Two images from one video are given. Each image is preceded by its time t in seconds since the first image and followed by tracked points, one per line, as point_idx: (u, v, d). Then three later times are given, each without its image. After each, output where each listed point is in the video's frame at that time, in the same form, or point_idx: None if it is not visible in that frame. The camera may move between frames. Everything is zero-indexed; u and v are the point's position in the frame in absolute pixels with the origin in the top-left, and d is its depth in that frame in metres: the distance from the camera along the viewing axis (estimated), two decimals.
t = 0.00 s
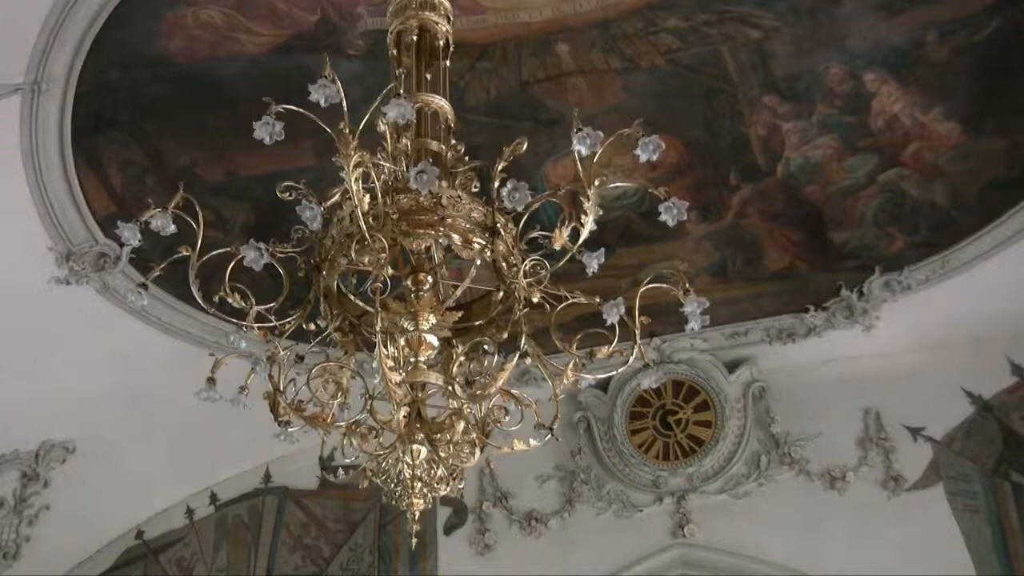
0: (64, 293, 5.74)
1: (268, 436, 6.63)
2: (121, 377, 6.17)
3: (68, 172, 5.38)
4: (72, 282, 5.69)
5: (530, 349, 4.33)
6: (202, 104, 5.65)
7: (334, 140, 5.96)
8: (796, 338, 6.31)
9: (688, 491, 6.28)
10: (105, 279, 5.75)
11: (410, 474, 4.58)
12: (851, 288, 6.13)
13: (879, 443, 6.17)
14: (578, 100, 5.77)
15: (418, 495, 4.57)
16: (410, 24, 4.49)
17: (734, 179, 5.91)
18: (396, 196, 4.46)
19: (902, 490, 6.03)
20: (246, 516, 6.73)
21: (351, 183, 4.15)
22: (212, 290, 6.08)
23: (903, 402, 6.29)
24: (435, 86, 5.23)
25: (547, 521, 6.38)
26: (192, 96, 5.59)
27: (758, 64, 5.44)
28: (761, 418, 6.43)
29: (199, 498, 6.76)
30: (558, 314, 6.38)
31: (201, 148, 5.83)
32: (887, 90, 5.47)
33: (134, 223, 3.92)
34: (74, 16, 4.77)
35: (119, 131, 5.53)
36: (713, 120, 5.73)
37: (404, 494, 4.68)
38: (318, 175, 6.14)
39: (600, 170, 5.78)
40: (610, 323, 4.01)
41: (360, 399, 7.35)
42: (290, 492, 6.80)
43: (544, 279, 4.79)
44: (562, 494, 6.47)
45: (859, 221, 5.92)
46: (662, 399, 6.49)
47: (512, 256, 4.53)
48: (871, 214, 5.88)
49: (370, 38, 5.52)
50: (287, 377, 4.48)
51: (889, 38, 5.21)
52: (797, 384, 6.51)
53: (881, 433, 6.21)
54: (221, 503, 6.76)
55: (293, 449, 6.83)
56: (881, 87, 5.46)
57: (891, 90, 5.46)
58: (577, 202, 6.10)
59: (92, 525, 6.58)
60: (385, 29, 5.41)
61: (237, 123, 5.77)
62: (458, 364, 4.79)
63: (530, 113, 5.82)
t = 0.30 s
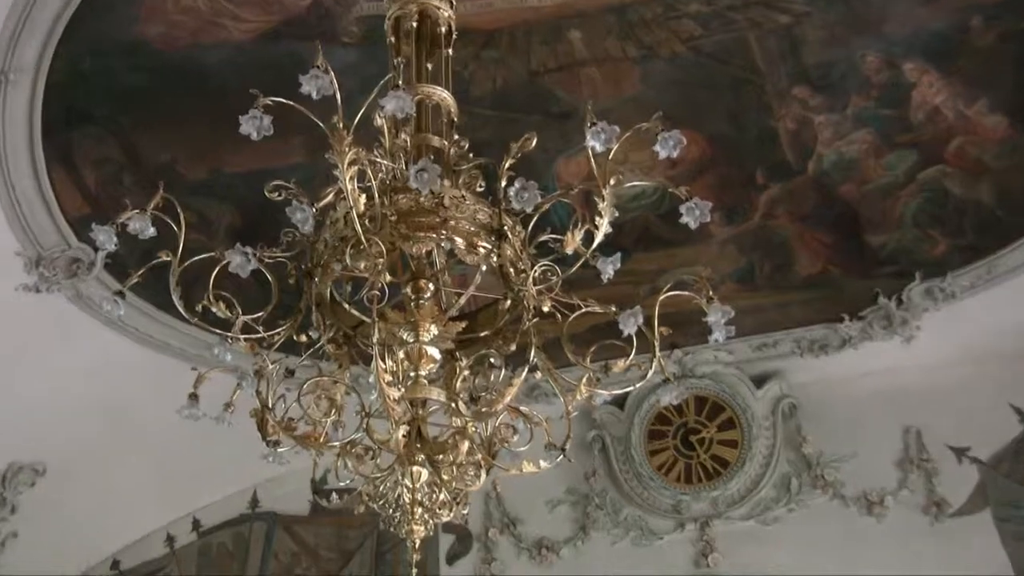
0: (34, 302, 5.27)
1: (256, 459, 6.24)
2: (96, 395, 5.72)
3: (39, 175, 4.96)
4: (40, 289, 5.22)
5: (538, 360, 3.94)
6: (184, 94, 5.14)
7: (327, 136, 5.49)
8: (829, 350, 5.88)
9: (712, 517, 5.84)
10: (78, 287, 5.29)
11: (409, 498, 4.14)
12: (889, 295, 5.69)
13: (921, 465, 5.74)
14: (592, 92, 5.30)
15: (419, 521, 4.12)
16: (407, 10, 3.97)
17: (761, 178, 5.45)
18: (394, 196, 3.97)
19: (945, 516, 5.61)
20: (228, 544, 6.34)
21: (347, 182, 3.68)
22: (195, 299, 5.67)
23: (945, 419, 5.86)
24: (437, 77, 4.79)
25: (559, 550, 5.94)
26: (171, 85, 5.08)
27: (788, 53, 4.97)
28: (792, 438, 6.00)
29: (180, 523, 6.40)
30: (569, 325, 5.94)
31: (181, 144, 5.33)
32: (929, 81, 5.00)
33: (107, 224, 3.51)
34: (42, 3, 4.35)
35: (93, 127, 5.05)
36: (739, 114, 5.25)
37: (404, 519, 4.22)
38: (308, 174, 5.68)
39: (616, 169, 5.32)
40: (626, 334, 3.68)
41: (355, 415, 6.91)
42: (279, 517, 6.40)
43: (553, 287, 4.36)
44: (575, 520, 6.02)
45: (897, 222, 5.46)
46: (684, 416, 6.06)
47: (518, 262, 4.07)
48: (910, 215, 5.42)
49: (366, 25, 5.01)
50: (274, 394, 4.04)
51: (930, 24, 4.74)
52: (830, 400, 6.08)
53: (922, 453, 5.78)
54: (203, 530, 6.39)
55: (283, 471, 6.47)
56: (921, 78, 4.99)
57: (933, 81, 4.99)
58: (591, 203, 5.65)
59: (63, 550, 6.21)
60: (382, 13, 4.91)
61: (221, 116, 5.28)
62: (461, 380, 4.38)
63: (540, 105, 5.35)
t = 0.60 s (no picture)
0: None
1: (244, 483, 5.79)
2: (69, 413, 5.28)
3: (5, 175, 4.57)
4: (6, 298, 4.77)
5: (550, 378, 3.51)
6: (159, 88, 4.67)
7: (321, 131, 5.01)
8: (866, 365, 5.47)
9: (741, 546, 5.50)
10: (48, 296, 4.84)
11: (409, 526, 3.67)
12: (933, 304, 5.26)
13: (968, 489, 5.38)
14: (609, 82, 4.82)
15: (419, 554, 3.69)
16: None
17: (792, 176, 5.01)
18: (393, 196, 3.53)
19: (996, 545, 5.25)
20: None
21: (341, 182, 3.23)
22: (176, 309, 5.24)
23: (993, 438, 5.49)
24: (440, 66, 4.34)
25: None
26: (145, 79, 4.62)
27: (824, 39, 4.51)
28: (826, 459, 5.64)
29: (160, 554, 5.93)
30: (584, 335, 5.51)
31: (160, 142, 4.88)
32: (977, 70, 4.54)
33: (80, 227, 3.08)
34: None
35: (63, 122, 4.61)
36: (768, 106, 4.80)
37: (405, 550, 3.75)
38: (300, 173, 5.20)
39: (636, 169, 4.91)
40: (646, 348, 3.18)
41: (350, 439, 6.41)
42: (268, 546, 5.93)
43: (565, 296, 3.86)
44: (590, 550, 5.69)
45: (942, 224, 5.02)
46: (710, 436, 5.70)
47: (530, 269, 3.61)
48: (957, 216, 4.98)
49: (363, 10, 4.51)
50: (263, 413, 3.59)
51: (977, 8, 4.29)
52: (869, 417, 5.69)
53: (969, 476, 5.42)
54: (184, 562, 5.91)
55: (273, 497, 6.01)
56: (968, 67, 4.53)
57: (981, 70, 4.54)
58: (607, 203, 5.21)
59: None
60: None
61: (203, 109, 4.81)
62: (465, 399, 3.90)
63: (552, 98, 4.89)
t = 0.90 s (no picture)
0: None
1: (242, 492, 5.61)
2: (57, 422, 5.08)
3: None
4: None
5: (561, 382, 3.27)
6: (146, 82, 4.40)
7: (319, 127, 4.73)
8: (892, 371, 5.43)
9: (761, 560, 5.41)
10: (37, 299, 4.68)
11: (412, 542, 3.47)
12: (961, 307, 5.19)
13: (998, 501, 5.28)
14: (621, 75, 4.57)
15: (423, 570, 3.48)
16: None
17: (813, 172, 4.79)
18: (394, 195, 3.30)
19: None
20: None
21: (340, 181, 3.00)
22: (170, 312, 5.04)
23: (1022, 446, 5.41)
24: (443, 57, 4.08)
25: None
26: (128, 73, 4.36)
27: (849, 30, 4.24)
28: (849, 469, 5.54)
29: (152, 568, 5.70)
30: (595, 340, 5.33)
31: (151, 138, 4.62)
32: (1008, 62, 4.28)
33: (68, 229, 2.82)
34: None
35: (49, 118, 4.38)
36: (788, 100, 4.55)
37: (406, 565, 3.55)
38: (297, 170, 4.94)
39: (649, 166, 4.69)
40: (658, 353, 3.01)
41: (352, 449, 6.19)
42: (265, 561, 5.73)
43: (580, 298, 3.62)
44: (603, 564, 5.59)
45: (971, 223, 4.84)
46: (727, 445, 5.59)
47: (540, 269, 3.37)
48: (987, 213, 4.80)
49: None
50: (261, 421, 3.32)
51: None
52: (894, 425, 5.61)
53: (998, 488, 5.32)
54: None
55: (272, 508, 5.82)
56: (999, 58, 4.27)
57: (1012, 62, 4.28)
58: (620, 202, 5.00)
59: None
60: None
61: (193, 104, 4.54)
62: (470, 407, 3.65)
63: (560, 92, 4.65)
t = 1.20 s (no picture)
0: None
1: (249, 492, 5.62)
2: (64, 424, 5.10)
3: None
4: None
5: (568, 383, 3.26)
6: (154, 84, 4.41)
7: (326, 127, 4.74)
8: (899, 369, 5.43)
9: (769, 559, 5.43)
10: (43, 300, 4.70)
11: (421, 542, 3.47)
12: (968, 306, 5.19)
13: (1007, 501, 5.28)
14: (628, 75, 4.56)
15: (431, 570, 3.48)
16: None
17: (820, 172, 4.79)
18: (402, 196, 3.30)
19: None
20: None
21: (347, 182, 2.99)
22: (177, 314, 5.05)
23: None
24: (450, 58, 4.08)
25: None
26: (136, 76, 4.36)
27: (857, 29, 4.24)
28: (857, 468, 5.55)
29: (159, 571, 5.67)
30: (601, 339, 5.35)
31: (159, 141, 4.63)
32: (1016, 60, 4.28)
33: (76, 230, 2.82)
34: None
35: (56, 122, 4.38)
36: (796, 99, 4.54)
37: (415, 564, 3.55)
38: (304, 171, 4.94)
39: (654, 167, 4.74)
40: (665, 352, 3.01)
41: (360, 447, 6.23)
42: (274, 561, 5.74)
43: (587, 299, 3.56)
44: (611, 564, 5.59)
45: (978, 222, 4.84)
46: (734, 445, 5.59)
47: (546, 270, 3.37)
48: (994, 211, 4.79)
49: None
50: (268, 422, 3.30)
51: None
52: (901, 424, 5.61)
53: (1007, 487, 5.32)
54: None
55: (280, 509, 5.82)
56: (1007, 57, 4.26)
57: (1020, 60, 4.27)
58: (626, 201, 5.01)
59: None
60: None
61: (200, 107, 4.54)
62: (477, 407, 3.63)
63: (568, 93, 4.65)
